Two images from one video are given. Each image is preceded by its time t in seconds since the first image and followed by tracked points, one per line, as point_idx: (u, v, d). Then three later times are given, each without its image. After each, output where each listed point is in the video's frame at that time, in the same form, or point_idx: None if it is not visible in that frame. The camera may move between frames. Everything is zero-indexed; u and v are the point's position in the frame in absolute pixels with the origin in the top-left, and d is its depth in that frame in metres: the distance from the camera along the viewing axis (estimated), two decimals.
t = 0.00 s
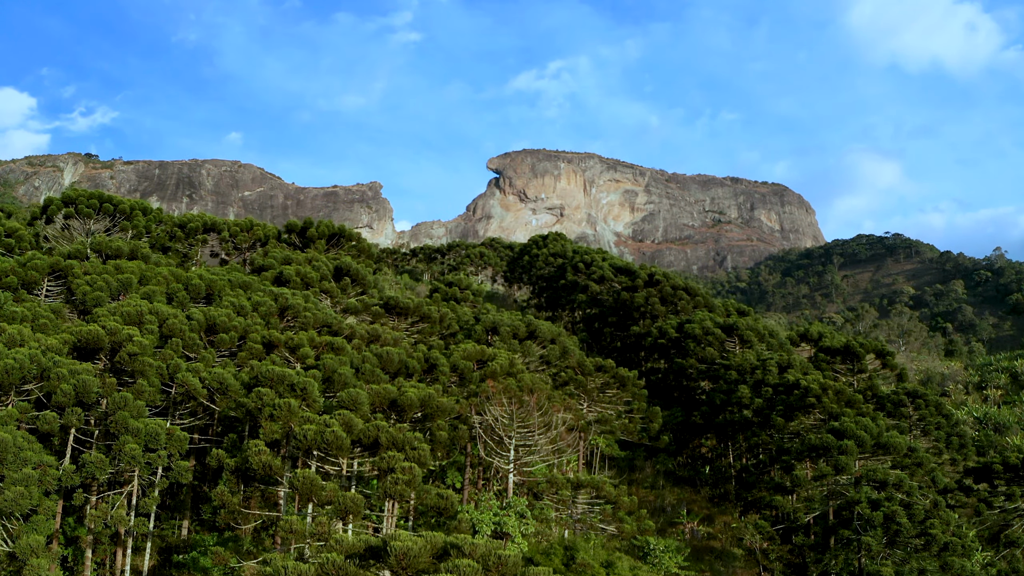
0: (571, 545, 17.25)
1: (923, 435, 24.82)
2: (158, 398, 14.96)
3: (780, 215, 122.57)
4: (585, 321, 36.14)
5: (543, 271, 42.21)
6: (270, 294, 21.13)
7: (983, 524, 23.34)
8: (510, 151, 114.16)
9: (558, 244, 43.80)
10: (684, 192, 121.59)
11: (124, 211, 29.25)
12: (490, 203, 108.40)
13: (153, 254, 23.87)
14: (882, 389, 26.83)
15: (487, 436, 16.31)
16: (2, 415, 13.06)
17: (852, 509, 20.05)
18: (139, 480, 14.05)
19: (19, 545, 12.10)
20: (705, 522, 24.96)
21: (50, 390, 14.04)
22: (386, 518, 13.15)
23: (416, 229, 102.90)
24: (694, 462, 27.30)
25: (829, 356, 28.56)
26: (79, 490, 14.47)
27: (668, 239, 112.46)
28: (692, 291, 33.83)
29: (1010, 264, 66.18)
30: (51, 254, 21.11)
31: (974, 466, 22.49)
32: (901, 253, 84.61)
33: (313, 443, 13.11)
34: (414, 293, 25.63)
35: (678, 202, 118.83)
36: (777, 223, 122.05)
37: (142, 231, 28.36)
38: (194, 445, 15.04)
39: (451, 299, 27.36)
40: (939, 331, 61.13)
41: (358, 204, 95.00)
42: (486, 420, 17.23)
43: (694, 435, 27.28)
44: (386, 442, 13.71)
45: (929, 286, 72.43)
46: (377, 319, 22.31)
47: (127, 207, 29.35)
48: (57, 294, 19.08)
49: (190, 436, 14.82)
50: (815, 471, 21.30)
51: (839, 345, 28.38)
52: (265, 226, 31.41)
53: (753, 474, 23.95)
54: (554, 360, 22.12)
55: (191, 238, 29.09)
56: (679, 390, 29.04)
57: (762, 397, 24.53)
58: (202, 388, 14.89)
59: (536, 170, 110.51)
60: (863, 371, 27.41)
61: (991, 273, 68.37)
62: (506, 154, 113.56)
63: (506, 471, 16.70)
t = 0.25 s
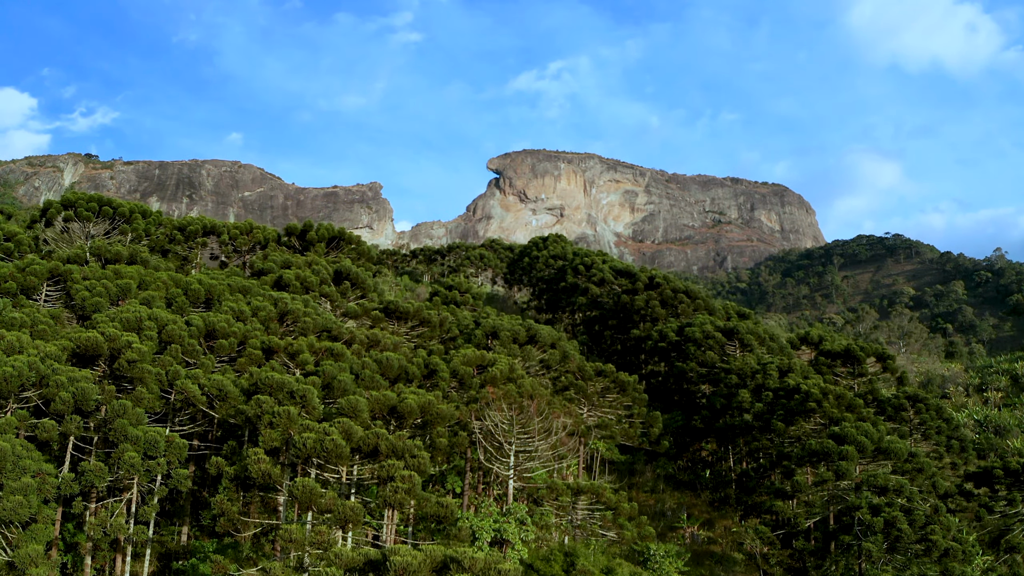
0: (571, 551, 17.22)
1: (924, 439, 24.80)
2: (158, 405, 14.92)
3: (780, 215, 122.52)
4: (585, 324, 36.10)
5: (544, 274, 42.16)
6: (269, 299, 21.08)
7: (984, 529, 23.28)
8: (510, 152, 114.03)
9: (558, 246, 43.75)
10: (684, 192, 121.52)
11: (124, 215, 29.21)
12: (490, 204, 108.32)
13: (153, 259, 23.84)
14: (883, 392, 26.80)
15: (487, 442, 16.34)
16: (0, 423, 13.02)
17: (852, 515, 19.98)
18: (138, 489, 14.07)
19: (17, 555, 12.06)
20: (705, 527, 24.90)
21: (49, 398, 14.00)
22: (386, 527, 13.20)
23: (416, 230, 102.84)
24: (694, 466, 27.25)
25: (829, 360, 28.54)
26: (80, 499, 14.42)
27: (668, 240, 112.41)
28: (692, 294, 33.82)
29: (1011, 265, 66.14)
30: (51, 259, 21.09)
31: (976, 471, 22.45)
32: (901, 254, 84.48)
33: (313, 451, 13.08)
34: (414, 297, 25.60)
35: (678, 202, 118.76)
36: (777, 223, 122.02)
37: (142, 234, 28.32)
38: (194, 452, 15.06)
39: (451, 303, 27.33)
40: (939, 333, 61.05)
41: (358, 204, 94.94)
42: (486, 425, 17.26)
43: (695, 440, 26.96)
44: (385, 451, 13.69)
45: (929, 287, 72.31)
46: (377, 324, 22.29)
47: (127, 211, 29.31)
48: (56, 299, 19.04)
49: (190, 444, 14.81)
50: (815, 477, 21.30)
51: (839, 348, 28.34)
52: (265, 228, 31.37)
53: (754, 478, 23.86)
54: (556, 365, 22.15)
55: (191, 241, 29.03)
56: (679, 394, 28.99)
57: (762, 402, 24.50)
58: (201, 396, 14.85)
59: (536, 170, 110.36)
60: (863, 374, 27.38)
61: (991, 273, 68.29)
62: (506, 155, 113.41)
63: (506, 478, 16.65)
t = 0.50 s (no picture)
0: (570, 558, 17.21)
1: (925, 444, 24.77)
2: (157, 413, 14.88)
3: (781, 216, 122.46)
4: (585, 327, 36.05)
5: (544, 276, 42.09)
6: (269, 305, 21.03)
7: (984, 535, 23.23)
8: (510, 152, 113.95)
9: (558, 248, 43.69)
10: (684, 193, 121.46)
11: (123, 218, 29.16)
12: (490, 205, 108.27)
13: (152, 264, 23.80)
14: (884, 397, 26.76)
15: (487, 449, 16.30)
16: None
17: (853, 521, 19.93)
18: (137, 498, 14.12)
19: (15, 566, 12.04)
20: (705, 532, 24.87)
21: (47, 407, 13.96)
22: (386, 535, 13.45)
23: (416, 231, 102.83)
24: (695, 471, 27.21)
25: (829, 364, 28.48)
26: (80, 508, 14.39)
27: (668, 240, 112.37)
28: (692, 298, 33.79)
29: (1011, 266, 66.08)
30: (50, 265, 21.07)
31: (976, 477, 22.39)
32: (901, 255, 84.36)
33: (312, 461, 13.04)
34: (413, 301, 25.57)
35: (679, 203, 118.70)
36: (778, 224, 121.95)
37: (141, 238, 28.27)
38: (193, 460, 15.05)
39: (451, 308, 27.28)
40: (939, 335, 60.95)
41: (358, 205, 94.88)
42: (486, 432, 17.07)
43: (695, 444, 26.52)
44: (385, 460, 13.64)
45: (929, 288, 72.21)
46: (377, 330, 22.26)
47: (126, 214, 29.26)
48: (55, 306, 19.01)
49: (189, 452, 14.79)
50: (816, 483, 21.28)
51: (840, 352, 28.29)
52: (264, 232, 31.32)
53: (754, 483, 23.71)
54: (556, 370, 22.14)
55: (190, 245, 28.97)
56: (680, 398, 28.93)
57: (763, 407, 24.47)
58: (200, 405, 14.81)
59: (536, 171, 110.26)
60: (864, 379, 27.33)
61: (991, 274, 68.21)
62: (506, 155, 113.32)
63: (506, 485, 16.57)
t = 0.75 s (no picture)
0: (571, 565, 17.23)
1: (925, 449, 24.75)
2: (156, 421, 14.84)
3: (781, 217, 122.39)
4: (585, 329, 35.98)
5: (544, 278, 41.99)
6: (268, 310, 20.97)
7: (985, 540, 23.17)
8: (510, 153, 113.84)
9: (557, 250, 43.59)
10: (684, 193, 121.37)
11: (122, 222, 29.09)
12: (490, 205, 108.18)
13: (151, 268, 23.75)
14: (884, 401, 26.70)
15: (486, 455, 16.30)
16: None
17: (853, 527, 19.87)
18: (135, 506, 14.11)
19: None
20: (705, 537, 24.80)
21: (46, 416, 13.92)
22: (385, 544, 13.30)
23: (416, 231, 102.75)
24: (695, 475, 27.15)
25: (830, 368, 28.43)
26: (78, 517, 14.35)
27: (668, 241, 112.27)
28: (692, 301, 33.74)
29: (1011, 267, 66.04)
30: (49, 270, 21.03)
31: (977, 482, 22.33)
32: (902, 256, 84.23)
33: (312, 470, 12.99)
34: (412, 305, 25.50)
35: (679, 203, 118.61)
36: (778, 224, 121.86)
37: (139, 242, 28.19)
38: (192, 468, 15.00)
39: (450, 312, 27.22)
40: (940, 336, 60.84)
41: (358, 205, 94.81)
42: (486, 439, 16.99)
43: (695, 448, 26.42)
44: (385, 468, 13.61)
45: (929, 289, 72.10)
46: (376, 335, 22.20)
47: (125, 217, 29.18)
48: (54, 311, 18.98)
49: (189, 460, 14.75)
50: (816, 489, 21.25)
51: (840, 356, 28.24)
52: (264, 235, 31.24)
53: (754, 489, 23.73)
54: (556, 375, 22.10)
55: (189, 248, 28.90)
56: (680, 402, 28.88)
57: (763, 412, 24.42)
58: (199, 412, 14.76)
59: (536, 171, 110.15)
60: (864, 383, 27.28)
61: (991, 275, 68.13)
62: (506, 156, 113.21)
63: (506, 492, 16.59)
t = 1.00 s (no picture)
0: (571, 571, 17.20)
1: (925, 453, 24.73)
2: (155, 428, 14.81)
3: (781, 217, 122.27)
4: (585, 332, 35.91)
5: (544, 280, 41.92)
6: (267, 315, 20.93)
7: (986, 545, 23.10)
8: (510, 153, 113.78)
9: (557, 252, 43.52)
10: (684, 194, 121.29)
11: (121, 225, 29.05)
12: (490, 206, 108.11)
13: (150, 273, 23.72)
14: (884, 404, 26.65)
15: (486, 463, 16.22)
16: None
17: (853, 532, 19.81)
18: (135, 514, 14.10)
19: None
20: (706, 541, 24.75)
21: (45, 424, 13.90)
22: (385, 552, 13.34)
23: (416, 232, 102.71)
24: (695, 479, 27.10)
25: (830, 371, 28.40)
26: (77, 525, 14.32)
27: (668, 241, 112.18)
28: (693, 304, 33.72)
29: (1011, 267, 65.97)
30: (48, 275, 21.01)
31: (977, 487, 22.27)
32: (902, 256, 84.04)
33: (311, 479, 12.95)
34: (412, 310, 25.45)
35: (679, 204, 118.51)
36: (778, 224, 121.75)
37: (139, 245, 28.14)
38: (191, 475, 14.97)
39: (450, 316, 27.19)
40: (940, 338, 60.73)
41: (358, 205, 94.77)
42: (486, 445, 16.97)
43: (694, 452, 26.38)
44: (384, 477, 13.57)
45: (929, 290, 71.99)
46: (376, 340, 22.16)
47: (125, 221, 29.15)
48: (53, 317, 18.97)
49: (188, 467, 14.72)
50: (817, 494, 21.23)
51: (840, 360, 28.19)
52: (263, 238, 31.20)
53: (754, 494, 23.68)
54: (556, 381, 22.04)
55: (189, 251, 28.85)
56: (680, 406, 28.84)
57: (764, 416, 24.38)
58: (198, 420, 14.73)
59: (537, 172, 110.07)
60: (864, 387, 27.23)
61: (991, 276, 68.03)
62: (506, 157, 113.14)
63: (506, 498, 16.51)
